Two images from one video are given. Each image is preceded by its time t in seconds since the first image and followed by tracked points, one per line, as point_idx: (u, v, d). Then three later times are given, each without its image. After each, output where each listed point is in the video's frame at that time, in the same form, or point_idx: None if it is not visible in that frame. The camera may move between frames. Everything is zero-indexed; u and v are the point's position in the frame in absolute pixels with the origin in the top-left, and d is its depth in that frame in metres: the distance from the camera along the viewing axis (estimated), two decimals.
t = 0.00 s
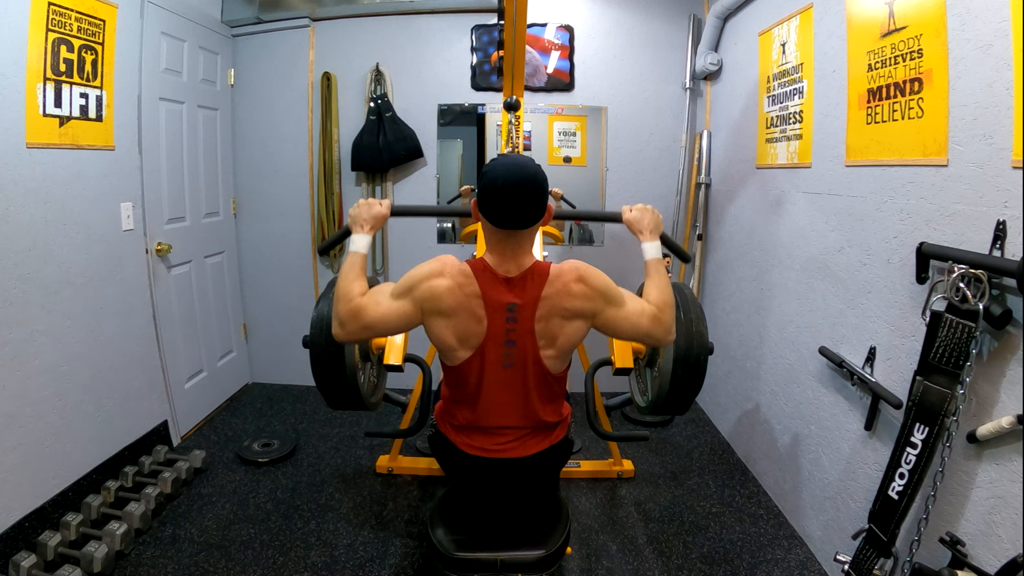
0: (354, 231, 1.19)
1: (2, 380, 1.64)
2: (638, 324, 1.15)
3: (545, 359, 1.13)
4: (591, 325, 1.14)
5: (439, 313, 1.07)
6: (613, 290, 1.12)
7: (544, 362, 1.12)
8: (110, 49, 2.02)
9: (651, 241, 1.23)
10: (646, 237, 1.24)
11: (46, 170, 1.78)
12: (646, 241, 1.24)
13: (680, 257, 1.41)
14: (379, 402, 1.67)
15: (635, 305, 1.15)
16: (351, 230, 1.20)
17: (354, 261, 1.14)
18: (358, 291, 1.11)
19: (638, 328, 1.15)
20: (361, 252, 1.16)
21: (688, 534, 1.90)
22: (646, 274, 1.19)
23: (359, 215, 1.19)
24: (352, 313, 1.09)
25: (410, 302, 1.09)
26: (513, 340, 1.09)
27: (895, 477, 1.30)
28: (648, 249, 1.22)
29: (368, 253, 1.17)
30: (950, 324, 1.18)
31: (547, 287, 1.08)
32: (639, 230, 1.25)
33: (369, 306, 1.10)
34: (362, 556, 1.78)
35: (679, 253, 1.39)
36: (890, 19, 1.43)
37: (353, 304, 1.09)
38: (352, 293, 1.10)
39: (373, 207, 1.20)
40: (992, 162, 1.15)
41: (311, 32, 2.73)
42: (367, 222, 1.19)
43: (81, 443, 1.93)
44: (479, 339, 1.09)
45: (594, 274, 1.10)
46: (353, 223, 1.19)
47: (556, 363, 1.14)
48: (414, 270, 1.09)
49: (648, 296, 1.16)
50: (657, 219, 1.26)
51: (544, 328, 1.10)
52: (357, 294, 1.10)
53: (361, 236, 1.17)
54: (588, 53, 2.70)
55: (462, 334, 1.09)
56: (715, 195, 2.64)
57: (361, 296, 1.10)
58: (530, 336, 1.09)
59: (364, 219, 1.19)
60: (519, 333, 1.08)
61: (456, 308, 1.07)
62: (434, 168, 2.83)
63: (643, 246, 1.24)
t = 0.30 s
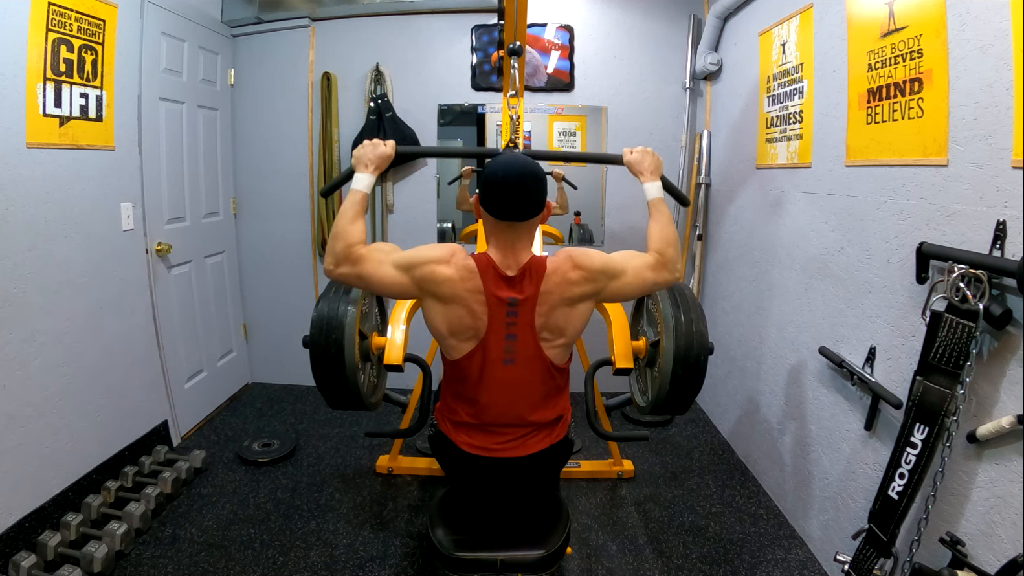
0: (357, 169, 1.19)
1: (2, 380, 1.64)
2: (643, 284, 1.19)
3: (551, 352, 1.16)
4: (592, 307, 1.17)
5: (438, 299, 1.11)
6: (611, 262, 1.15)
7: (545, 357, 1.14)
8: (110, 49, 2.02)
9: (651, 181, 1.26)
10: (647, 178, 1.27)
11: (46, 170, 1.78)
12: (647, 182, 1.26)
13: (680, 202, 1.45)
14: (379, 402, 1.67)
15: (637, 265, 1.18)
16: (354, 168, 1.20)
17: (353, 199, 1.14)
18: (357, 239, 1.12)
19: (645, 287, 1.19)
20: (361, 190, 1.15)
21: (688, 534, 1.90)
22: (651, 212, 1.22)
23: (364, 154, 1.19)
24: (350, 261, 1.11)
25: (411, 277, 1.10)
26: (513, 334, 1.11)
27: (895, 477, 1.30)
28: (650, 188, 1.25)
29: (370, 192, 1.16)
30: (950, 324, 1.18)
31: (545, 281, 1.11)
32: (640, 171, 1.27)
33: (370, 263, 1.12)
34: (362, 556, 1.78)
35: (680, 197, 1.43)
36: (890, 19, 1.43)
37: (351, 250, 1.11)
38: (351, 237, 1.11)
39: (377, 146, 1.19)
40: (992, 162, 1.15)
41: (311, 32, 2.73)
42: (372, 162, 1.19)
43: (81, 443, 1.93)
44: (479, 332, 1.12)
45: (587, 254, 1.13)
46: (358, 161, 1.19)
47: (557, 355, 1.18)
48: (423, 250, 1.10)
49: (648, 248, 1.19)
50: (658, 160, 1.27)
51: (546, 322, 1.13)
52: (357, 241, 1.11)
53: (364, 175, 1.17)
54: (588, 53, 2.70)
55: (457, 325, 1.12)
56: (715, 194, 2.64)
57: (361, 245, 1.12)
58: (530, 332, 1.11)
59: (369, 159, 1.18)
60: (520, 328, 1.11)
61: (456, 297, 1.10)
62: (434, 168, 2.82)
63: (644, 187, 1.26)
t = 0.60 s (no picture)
0: (360, 130, 1.23)
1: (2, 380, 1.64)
2: (645, 253, 1.19)
3: (552, 346, 1.16)
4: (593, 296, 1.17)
5: (437, 290, 1.12)
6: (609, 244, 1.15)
7: (544, 352, 1.14)
8: (110, 49, 2.02)
9: (651, 136, 1.27)
10: (647, 134, 1.28)
11: (46, 170, 1.78)
12: (647, 137, 1.27)
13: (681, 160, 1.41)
14: (379, 402, 1.67)
15: (638, 237, 1.18)
16: (356, 131, 1.24)
17: (357, 160, 1.17)
18: (364, 205, 1.15)
19: (647, 255, 1.20)
20: (366, 150, 1.19)
21: (688, 534, 1.90)
22: (651, 166, 1.24)
23: (367, 116, 1.23)
24: (356, 226, 1.14)
25: (413, 262, 1.12)
26: (513, 329, 1.11)
27: (895, 477, 1.30)
28: (649, 143, 1.26)
29: (373, 152, 1.20)
30: (950, 324, 1.18)
31: (543, 275, 1.11)
32: (640, 127, 1.28)
33: (376, 236, 1.15)
34: (362, 556, 1.78)
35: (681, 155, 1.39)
36: (890, 19, 1.43)
37: (357, 213, 1.13)
38: (357, 198, 1.14)
39: (380, 108, 1.23)
40: (992, 162, 1.15)
41: (311, 32, 2.73)
42: (374, 122, 1.23)
43: (81, 443, 1.93)
44: (478, 328, 1.12)
45: (582, 241, 1.13)
46: (362, 123, 1.23)
47: (557, 349, 1.18)
48: (429, 239, 1.12)
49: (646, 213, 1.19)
50: (658, 118, 1.30)
51: (546, 315, 1.13)
52: (365, 208, 1.14)
53: (367, 136, 1.21)
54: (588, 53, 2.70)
55: (454, 319, 1.13)
56: (715, 194, 2.64)
57: (367, 211, 1.15)
58: (530, 326, 1.12)
59: (373, 120, 1.23)
60: (519, 321, 1.11)
61: (454, 289, 1.11)
62: (434, 168, 2.82)
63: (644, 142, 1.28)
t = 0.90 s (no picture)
0: (362, 106, 1.24)
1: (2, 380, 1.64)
2: (642, 235, 1.20)
3: (552, 342, 1.17)
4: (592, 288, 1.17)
5: (438, 284, 1.12)
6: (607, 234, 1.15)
7: (545, 347, 1.14)
8: (110, 49, 2.02)
9: (648, 112, 1.29)
10: (644, 110, 1.30)
11: (46, 170, 1.78)
12: (644, 114, 1.30)
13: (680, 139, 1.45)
14: (379, 402, 1.67)
15: (634, 220, 1.18)
16: (359, 106, 1.26)
17: (362, 133, 1.20)
18: (372, 185, 1.16)
19: (643, 235, 1.20)
20: (369, 124, 1.22)
21: (688, 534, 1.90)
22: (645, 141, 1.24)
23: (368, 91, 1.25)
24: (365, 206, 1.15)
25: (416, 252, 1.12)
26: (513, 324, 1.12)
27: (895, 477, 1.30)
28: (645, 119, 1.28)
29: (377, 127, 1.23)
30: (950, 324, 1.18)
31: (543, 269, 1.12)
32: (638, 104, 1.30)
33: (383, 219, 1.15)
34: (362, 556, 1.78)
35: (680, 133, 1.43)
36: (890, 19, 1.43)
37: (365, 189, 1.14)
38: (365, 173, 1.15)
39: (382, 83, 1.26)
40: (993, 162, 1.15)
41: (311, 32, 2.73)
42: (376, 97, 1.25)
43: (81, 443, 1.93)
44: (478, 324, 1.12)
45: (580, 234, 1.13)
46: (362, 97, 1.25)
47: (557, 344, 1.19)
48: (433, 231, 1.12)
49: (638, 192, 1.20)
50: (655, 95, 1.31)
51: (546, 311, 1.14)
52: (372, 186, 1.15)
53: (370, 110, 1.23)
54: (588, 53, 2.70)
55: (453, 315, 1.13)
56: (715, 194, 2.64)
57: (374, 188, 1.15)
58: (530, 321, 1.12)
59: (374, 95, 1.25)
60: (519, 316, 1.11)
61: (454, 285, 1.11)
62: (434, 168, 2.82)
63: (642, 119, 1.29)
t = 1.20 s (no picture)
0: (365, 87, 1.26)
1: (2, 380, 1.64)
2: (636, 221, 1.20)
3: (553, 338, 1.17)
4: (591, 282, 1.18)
5: (440, 278, 1.13)
6: (604, 226, 1.15)
7: (545, 343, 1.14)
8: (110, 49, 2.02)
9: (646, 95, 1.31)
10: (642, 94, 1.32)
11: (46, 170, 1.78)
12: (642, 97, 1.32)
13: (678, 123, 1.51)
14: (379, 402, 1.67)
15: (628, 207, 1.18)
16: (361, 87, 1.27)
17: (368, 113, 1.21)
18: (383, 167, 1.16)
19: (637, 220, 1.20)
20: (374, 105, 1.23)
21: (688, 534, 1.90)
22: (640, 123, 1.26)
23: (371, 72, 1.26)
24: (375, 188, 1.15)
25: (421, 243, 1.13)
26: (513, 320, 1.12)
27: (895, 477, 1.30)
28: (643, 102, 1.29)
29: (381, 108, 1.24)
30: (950, 324, 1.18)
31: (543, 266, 1.12)
32: (636, 88, 1.32)
33: (393, 206, 1.16)
34: (362, 556, 1.78)
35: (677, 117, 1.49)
36: (890, 19, 1.43)
37: (377, 170, 1.14)
38: (376, 155, 1.16)
39: (384, 65, 1.27)
40: (993, 162, 1.15)
41: (311, 32, 2.73)
42: (378, 78, 1.26)
43: (81, 443, 1.93)
44: (478, 321, 1.12)
45: (578, 228, 1.14)
46: (365, 79, 1.26)
47: (558, 341, 1.18)
48: (438, 225, 1.13)
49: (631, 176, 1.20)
50: (653, 78, 1.33)
51: (547, 307, 1.14)
52: (382, 168, 1.15)
53: (372, 90, 1.24)
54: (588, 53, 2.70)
55: (453, 311, 1.13)
56: (715, 194, 2.64)
57: (385, 170, 1.15)
58: (530, 317, 1.12)
59: (376, 76, 1.26)
60: (519, 312, 1.11)
61: (455, 281, 1.12)
62: (434, 168, 2.83)
63: (638, 102, 1.32)
